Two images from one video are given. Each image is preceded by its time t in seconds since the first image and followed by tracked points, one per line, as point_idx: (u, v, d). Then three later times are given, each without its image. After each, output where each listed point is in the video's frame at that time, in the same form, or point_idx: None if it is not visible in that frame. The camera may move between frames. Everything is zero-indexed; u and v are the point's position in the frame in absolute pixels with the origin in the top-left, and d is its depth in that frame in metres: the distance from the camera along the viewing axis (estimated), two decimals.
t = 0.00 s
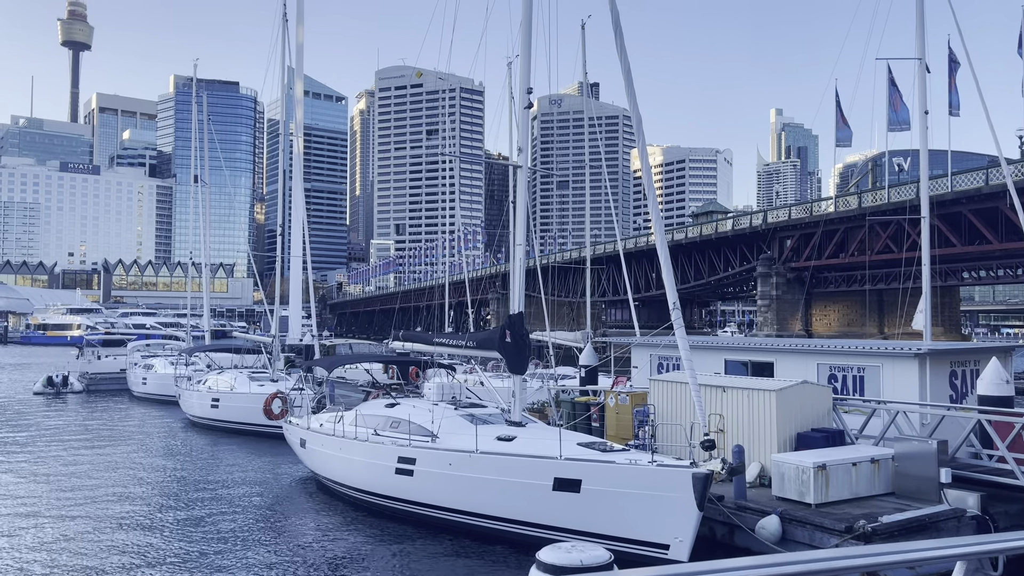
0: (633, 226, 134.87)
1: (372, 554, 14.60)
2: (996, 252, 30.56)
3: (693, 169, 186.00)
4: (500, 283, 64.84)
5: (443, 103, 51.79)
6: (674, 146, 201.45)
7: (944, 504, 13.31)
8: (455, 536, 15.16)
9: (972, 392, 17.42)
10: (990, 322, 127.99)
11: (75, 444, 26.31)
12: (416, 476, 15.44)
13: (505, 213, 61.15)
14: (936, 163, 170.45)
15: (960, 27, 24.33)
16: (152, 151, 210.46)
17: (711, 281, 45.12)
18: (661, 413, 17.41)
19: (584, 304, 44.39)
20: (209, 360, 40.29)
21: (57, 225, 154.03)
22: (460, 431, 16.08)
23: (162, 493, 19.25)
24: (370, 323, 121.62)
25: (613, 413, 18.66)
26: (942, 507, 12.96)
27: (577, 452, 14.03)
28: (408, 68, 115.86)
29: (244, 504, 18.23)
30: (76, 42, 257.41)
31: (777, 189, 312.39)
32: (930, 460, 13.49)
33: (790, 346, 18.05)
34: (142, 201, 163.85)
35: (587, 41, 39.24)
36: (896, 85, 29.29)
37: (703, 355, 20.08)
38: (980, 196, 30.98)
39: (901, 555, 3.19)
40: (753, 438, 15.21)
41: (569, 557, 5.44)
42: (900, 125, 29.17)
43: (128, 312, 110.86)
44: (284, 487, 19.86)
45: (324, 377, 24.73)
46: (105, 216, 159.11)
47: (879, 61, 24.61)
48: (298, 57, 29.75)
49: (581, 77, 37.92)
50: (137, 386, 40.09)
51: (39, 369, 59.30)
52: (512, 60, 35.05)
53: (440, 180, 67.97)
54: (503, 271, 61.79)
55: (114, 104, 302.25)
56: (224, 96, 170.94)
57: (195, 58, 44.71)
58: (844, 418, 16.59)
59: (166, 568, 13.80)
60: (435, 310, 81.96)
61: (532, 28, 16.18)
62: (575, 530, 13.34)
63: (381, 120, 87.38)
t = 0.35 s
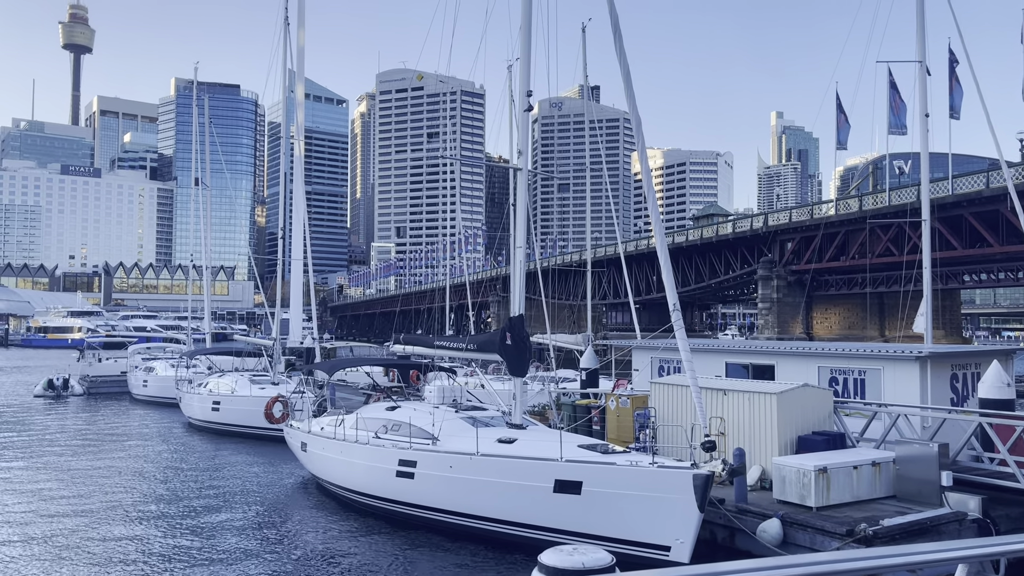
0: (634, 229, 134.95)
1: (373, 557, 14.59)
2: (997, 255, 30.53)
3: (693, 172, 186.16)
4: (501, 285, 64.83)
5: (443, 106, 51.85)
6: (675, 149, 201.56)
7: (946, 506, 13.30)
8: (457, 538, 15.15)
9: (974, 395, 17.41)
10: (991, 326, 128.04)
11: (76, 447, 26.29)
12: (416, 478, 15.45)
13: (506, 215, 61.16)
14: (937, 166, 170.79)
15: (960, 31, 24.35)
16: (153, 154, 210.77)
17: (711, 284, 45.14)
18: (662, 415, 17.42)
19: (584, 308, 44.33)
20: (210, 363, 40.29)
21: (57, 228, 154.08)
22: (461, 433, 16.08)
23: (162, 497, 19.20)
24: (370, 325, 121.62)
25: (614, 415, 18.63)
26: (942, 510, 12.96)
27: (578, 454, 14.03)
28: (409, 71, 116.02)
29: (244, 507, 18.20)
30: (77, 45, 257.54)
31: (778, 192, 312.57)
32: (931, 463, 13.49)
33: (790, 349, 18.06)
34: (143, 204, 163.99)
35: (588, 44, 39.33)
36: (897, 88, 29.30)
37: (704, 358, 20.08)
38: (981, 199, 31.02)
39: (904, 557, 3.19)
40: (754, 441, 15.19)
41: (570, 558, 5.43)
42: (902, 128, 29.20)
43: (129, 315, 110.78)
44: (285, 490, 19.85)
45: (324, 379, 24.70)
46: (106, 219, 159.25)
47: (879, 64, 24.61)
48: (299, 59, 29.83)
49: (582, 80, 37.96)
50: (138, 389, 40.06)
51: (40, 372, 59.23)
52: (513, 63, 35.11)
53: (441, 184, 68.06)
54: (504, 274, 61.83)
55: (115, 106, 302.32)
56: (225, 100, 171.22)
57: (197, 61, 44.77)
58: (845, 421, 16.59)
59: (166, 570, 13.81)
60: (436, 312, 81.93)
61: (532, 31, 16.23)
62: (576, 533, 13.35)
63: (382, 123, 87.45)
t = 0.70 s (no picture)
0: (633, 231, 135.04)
1: (373, 560, 14.57)
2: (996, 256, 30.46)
3: (693, 173, 186.38)
4: (501, 287, 64.85)
5: (443, 108, 51.84)
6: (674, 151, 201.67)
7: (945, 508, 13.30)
8: (457, 540, 15.15)
9: (974, 397, 17.40)
10: (990, 328, 128.12)
11: (76, 449, 26.28)
12: (416, 480, 15.44)
13: (506, 217, 61.28)
14: (936, 167, 171.11)
15: (959, 32, 24.35)
16: (152, 156, 210.75)
17: (710, 286, 45.23)
18: (662, 418, 17.43)
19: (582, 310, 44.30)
20: (210, 365, 40.28)
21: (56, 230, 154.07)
22: (461, 435, 16.07)
23: (162, 499, 19.18)
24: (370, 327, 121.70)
25: (614, 417, 18.61)
26: (941, 512, 12.96)
27: (578, 456, 14.02)
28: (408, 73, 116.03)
29: (244, 510, 18.19)
30: (77, 47, 257.67)
31: (777, 194, 312.93)
32: (930, 465, 13.50)
33: (791, 350, 18.06)
34: (142, 206, 163.98)
35: (587, 46, 39.38)
36: (896, 91, 29.31)
37: (704, 359, 20.06)
38: (980, 200, 30.99)
39: (905, 558, 3.21)
40: (754, 443, 15.18)
41: (571, 560, 5.41)
42: (901, 130, 29.21)
43: (128, 317, 110.75)
44: (285, 492, 19.83)
45: (324, 382, 24.69)
46: (106, 222, 159.23)
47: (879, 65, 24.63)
48: (298, 61, 29.84)
49: (582, 83, 38.01)
50: (137, 391, 40.05)
51: (39, 374, 59.17)
52: (512, 64, 35.17)
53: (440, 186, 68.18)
54: (504, 275, 61.88)
55: (114, 108, 302.27)
56: (224, 102, 171.37)
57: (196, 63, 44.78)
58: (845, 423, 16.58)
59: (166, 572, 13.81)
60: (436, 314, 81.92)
61: (531, 33, 16.25)
62: (576, 534, 13.34)
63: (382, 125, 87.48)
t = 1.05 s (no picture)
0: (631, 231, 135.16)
1: (372, 561, 14.56)
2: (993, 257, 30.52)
3: (691, 174, 186.68)
4: (499, 288, 64.89)
5: (441, 108, 51.86)
6: (671, 152, 202.01)
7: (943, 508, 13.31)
8: (455, 542, 15.14)
9: (971, 397, 17.43)
10: (987, 328, 128.50)
11: (74, 451, 26.23)
12: (415, 482, 15.45)
13: (504, 218, 61.37)
14: (933, 168, 171.55)
15: (956, 33, 24.43)
16: (150, 157, 210.51)
17: (708, 287, 45.24)
18: (660, 418, 17.44)
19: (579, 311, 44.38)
20: (207, 366, 40.23)
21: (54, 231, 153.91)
22: (459, 436, 16.06)
23: (160, 501, 19.15)
24: (368, 328, 121.55)
25: (612, 418, 18.64)
26: (938, 512, 12.98)
27: (576, 457, 14.02)
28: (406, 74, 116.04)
29: (243, 511, 18.16)
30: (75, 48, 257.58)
31: (774, 195, 313.62)
32: (928, 465, 13.53)
33: (789, 351, 18.07)
34: (140, 207, 163.84)
35: (585, 47, 39.42)
36: (893, 93, 29.40)
37: (702, 360, 20.06)
38: (978, 201, 31.05)
39: (902, 560, 3.23)
40: (752, 444, 15.19)
41: (569, 560, 5.39)
42: (898, 131, 29.26)
43: (126, 318, 110.63)
44: (283, 494, 19.80)
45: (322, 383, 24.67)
46: (103, 223, 159.09)
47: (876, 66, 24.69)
48: (296, 62, 29.85)
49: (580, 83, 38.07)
50: (135, 393, 39.96)
51: (37, 376, 59.07)
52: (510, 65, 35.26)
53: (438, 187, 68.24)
54: (502, 276, 61.96)
55: (111, 109, 302.04)
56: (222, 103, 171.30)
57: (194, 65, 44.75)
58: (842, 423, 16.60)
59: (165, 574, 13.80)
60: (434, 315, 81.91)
61: (529, 34, 16.27)
62: (575, 536, 13.33)
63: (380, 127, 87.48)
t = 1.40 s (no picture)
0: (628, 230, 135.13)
1: (368, 562, 14.54)
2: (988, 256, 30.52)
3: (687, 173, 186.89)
4: (497, 288, 64.81)
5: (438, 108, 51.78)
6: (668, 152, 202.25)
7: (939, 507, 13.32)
8: (452, 542, 15.12)
9: (967, 396, 17.46)
10: (983, 327, 128.76)
11: (69, 452, 26.16)
12: (411, 482, 15.43)
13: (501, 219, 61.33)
14: (929, 168, 172.09)
15: (951, 32, 24.47)
16: (146, 158, 210.14)
17: (704, 287, 45.25)
18: (658, 418, 17.42)
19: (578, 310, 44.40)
20: (204, 367, 40.16)
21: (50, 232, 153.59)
22: (456, 436, 16.03)
23: (156, 502, 19.11)
24: (364, 329, 121.44)
25: (609, 419, 18.67)
26: (935, 511, 12.98)
27: (573, 458, 14.01)
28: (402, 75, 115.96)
29: (239, 512, 18.12)
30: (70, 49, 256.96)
31: (771, 195, 314.16)
32: (924, 464, 13.54)
33: (785, 350, 18.09)
34: (135, 207, 163.53)
35: (582, 48, 39.46)
36: (888, 93, 29.49)
37: (699, 360, 20.09)
38: (974, 201, 31.08)
39: (899, 560, 3.22)
40: (749, 443, 15.20)
41: (565, 560, 5.37)
42: (894, 131, 29.29)
43: (122, 319, 110.48)
44: (279, 495, 19.75)
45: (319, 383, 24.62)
46: (99, 224, 158.74)
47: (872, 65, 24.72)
48: (293, 63, 29.80)
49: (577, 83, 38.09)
50: (130, 394, 39.88)
51: (32, 377, 58.89)
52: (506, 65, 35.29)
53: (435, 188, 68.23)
54: (499, 276, 61.96)
55: (107, 109, 301.47)
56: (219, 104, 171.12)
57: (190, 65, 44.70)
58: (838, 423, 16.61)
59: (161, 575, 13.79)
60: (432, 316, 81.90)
61: (526, 34, 16.27)
62: (571, 536, 13.33)
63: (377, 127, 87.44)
